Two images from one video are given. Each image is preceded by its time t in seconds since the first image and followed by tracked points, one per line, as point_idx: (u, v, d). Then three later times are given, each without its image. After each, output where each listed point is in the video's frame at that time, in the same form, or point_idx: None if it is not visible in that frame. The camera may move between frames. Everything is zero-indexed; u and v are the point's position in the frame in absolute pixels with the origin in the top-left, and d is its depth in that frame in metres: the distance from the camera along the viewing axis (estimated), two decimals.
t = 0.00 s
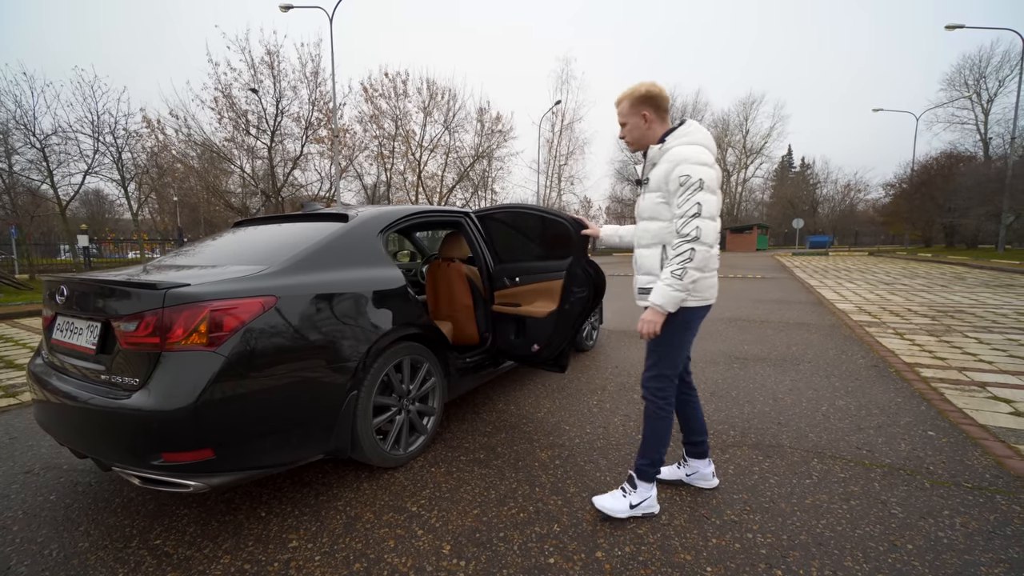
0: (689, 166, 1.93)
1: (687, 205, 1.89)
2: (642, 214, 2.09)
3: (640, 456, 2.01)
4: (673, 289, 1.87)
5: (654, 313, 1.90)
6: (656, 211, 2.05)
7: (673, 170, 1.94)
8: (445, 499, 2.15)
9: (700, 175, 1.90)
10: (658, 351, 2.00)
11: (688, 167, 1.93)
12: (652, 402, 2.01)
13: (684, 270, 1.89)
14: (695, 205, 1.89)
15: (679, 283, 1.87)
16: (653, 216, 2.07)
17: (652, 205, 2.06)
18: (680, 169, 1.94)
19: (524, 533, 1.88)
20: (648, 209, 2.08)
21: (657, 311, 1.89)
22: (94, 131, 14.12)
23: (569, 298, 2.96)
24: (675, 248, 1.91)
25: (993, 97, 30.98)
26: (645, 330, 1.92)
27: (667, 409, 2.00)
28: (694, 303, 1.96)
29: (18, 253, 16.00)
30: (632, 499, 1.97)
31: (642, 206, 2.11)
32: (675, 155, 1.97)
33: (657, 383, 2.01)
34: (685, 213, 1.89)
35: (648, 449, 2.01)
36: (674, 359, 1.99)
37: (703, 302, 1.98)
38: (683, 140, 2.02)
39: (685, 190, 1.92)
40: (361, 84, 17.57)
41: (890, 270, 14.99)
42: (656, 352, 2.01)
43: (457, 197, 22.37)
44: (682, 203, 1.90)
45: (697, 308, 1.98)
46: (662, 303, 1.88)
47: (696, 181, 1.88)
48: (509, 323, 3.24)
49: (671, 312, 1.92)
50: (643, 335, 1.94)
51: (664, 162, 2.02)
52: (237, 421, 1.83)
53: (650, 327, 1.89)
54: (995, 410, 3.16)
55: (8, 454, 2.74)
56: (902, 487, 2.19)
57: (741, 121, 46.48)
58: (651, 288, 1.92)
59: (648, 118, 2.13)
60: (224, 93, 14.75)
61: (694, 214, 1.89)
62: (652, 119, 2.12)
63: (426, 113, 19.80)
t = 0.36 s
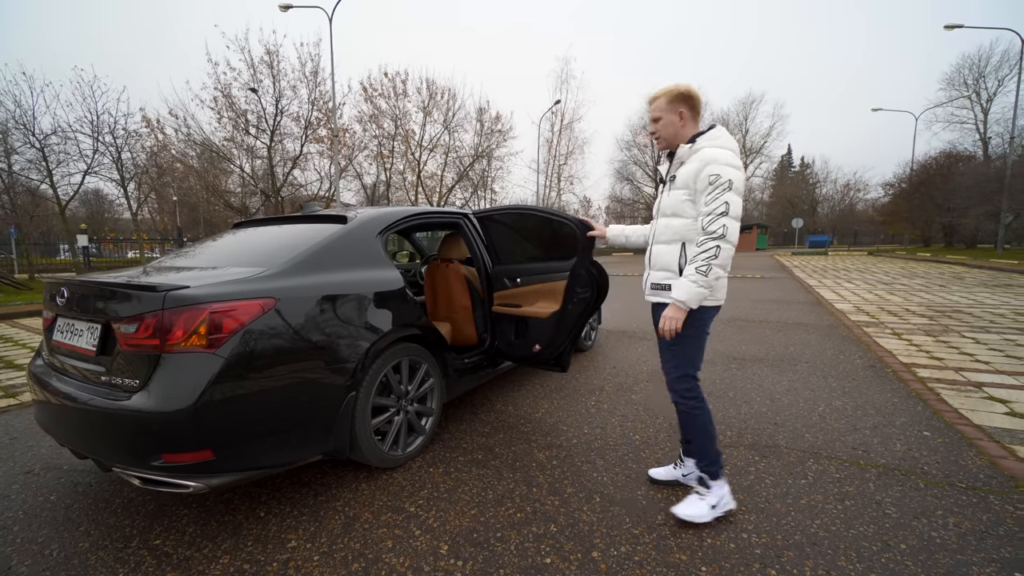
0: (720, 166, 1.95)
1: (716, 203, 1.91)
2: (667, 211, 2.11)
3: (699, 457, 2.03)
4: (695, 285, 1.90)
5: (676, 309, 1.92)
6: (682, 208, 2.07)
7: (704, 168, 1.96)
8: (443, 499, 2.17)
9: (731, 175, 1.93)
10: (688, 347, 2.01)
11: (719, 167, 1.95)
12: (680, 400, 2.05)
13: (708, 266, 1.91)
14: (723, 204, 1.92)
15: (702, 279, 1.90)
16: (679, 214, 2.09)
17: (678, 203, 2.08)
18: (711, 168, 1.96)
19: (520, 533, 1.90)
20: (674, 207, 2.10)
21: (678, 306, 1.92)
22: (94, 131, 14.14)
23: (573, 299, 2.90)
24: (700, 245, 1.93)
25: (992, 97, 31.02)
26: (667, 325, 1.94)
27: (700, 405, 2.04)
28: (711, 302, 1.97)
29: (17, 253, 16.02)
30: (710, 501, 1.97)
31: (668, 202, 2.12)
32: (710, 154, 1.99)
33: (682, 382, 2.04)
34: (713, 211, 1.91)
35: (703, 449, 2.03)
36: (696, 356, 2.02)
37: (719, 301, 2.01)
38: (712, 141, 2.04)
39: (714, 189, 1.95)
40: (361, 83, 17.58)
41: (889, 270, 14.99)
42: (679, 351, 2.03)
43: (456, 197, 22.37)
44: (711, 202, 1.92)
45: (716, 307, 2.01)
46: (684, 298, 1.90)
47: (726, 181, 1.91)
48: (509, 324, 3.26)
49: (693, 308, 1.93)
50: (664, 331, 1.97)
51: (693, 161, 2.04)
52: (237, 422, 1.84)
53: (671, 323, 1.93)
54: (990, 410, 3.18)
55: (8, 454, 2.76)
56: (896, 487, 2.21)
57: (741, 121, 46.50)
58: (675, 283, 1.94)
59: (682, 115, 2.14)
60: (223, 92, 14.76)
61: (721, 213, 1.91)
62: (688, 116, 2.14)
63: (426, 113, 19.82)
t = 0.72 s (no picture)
0: (752, 172, 1.95)
1: (750, 209, 1.90)
2: (693, 214, 2.05)
3: (735, 460, 2.02)
4: (728, 290, 1.87)
5: (705, 313, 1.87)
6: (709, 212, 2.02)
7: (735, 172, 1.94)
8: (440, 501, 2.20)
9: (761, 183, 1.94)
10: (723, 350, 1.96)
11: (750, 173, 1.95)
12: (718, 406, 1.99)
13: (741, 272, 1.90)
14: (756, 210, 1.92)
15: (736, 284, 1.88)
16: (704, 217, 2.03)
17: (705, 206, 2.03)
18: (742, 173, 1.95)
19: (517, 535, 1.93)
20: (700, 209, 2.04)
21: (709, 310, 1.86)
22: (94, 133, 14.17)
23: (568, 303, 3.00)
24: (733, 249, 1.90)
25: (993, 96, 30.99)
26: (698, 330, 1.88)
27: (736, 409, 1.97)
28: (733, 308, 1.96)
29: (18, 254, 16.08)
30: (757, 505, 1.97)
31: (694, 205, 2.05)
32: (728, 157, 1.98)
33: (716, 386, 1.98)
34: (747, 216, 1.90)
35: (734, 449, 2.01)
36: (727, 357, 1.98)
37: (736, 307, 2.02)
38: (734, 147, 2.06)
39: (744, 193, 1.94)
40: (361, 84, 17.63)
41: (888, 271, 15.00)
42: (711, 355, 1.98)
43: (456, 197, 22.37)
44: (745, 207, 1.90)
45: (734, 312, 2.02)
46: (716, 302, 1.86)
47: (761, 188, 1.91)
48: (506, 327, 3.32)
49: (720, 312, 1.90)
50: (691, 334, 1.90)
51: (721, 164, 2.01)
52: (237, 425, 1.88)
53: (702, 328, 1.86)
54: (983, 412, 3.20)
55: (10, 455, 2.79)
56: (887, 489, 2.24)
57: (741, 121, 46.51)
58: (707, 288, 1.89)
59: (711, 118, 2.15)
60: (224, 93, 14.79)
61: (753, 219, 1.91)
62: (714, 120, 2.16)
63: (426, 114, 19.83)
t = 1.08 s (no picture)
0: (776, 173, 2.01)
1: (785, 209, 1.94)
2: (723, 215, 2.03)
3: (734, 463, 2.04)
4: (778, 291, 1.87)
5: (760, 318, 1.86)
6: (739, 213, 2.02)
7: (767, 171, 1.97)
8: (435, 501, 2.22)
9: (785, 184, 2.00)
10: (745, 359, 1.98)
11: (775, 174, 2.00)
12: (730, 409, 2.01)
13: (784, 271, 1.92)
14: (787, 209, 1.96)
15: (783, 285, 1.89)
16: (737, 217, 2.02)
17: (735, 206, 2.02)
18: (771, 173, 1.98)
19: (509, 535, 1.95)
20: (730, 210, 2.02)
21: (764, 315, 1.86)
22: (96, 134, 14.25)
23: (563, 304, 3.08)
24: (775, 249, 1.92)
25: (995, 95, 30.87)
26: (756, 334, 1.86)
27: (746, 415, 2.00)
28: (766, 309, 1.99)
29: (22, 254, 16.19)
30: (748, 507, 1.99)
31: (725, 206, 2.03)
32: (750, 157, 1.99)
33: (732, 391, 2.01)
34: (782, 215, 1.94)
35: (736, 454, 2.04)
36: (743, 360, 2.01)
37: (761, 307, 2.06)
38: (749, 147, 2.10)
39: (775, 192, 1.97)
40: (362, 85, 17.68)
41: (890, 271, 14.97)
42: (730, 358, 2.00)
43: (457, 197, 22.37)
44: (778, 206, 1.94)
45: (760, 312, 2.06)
46: (772, 304, 1.85)
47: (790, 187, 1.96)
48: (502, 329, 3.35)
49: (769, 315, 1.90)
50: (747, 341, 1.88)
51: (748, 164, 2.02)
52: (235, 426, 1.91)
53: (761, 333, 1.85)
54: (977, 413, 3.22)
55: (12, 456, 2.83)
56: (877, 490, 2.26)
57: (742, 121, 46.47)
58: (759, 291, 1.88)
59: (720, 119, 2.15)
60: (225, 95, 14.85)
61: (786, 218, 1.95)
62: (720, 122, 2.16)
63: (427, 114, 19.86)
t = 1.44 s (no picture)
0: (790, 173, 1.98)
1: (802, 212, 1.92)
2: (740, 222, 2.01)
3: (730, 469, 2.03)
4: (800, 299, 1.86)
5: (782, 328, 1.86)
6: (754, 219, 1.99)
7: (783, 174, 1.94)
8: (427, 503, 2.23)
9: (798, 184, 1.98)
10: (755, 365, 1.98)
11: (789, 176, 1.98)
12: (734, 414, 2.01)
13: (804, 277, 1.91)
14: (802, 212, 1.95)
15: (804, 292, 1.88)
16: (754, 224, 1.99)
17: (751, 212, 2.00)
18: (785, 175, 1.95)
19: (499, 538, 1.96)
20: (746, 217, 2.00)
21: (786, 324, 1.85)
22: (100, 136, 14.36)
23: (559, 307, 3.08)
24: (795, 254, 1.90)
25: (1001, 95, 30.66)
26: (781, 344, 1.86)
27: (749, 422, 2.00)
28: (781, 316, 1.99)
29: (28, 255, 16.34)
30: (738, 512, 1.99)
31: (741, 213, 2.00)
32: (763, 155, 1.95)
33: (739, 398, 1.99)
34: (799, 218, 1.92)
35: (732, 460, 2.03)
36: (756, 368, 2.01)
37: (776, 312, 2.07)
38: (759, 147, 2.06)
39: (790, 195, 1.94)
40: (364, 86, 17.75)
41: (893, 271, 14.95)
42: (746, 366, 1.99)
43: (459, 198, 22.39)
44: (795, 210, 1.92)
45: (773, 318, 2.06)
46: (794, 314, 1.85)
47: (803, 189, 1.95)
48: (497, 331, 3.35)
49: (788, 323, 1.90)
50: (769, 352, 1.88)
51: (762, 166, 1.98)
52: (226, 429, 1.92)
53: (783, 343, 1.85)
54: (975, 416, 3.20)
55: (12, 457, 2.85)
56: (870, 494, 2.25)
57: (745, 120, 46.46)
58: (783, 300, 1.86)
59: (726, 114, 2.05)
60: (228, 96, 14.94)
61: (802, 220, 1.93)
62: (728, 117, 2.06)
63: (429, 115, 19.92)
